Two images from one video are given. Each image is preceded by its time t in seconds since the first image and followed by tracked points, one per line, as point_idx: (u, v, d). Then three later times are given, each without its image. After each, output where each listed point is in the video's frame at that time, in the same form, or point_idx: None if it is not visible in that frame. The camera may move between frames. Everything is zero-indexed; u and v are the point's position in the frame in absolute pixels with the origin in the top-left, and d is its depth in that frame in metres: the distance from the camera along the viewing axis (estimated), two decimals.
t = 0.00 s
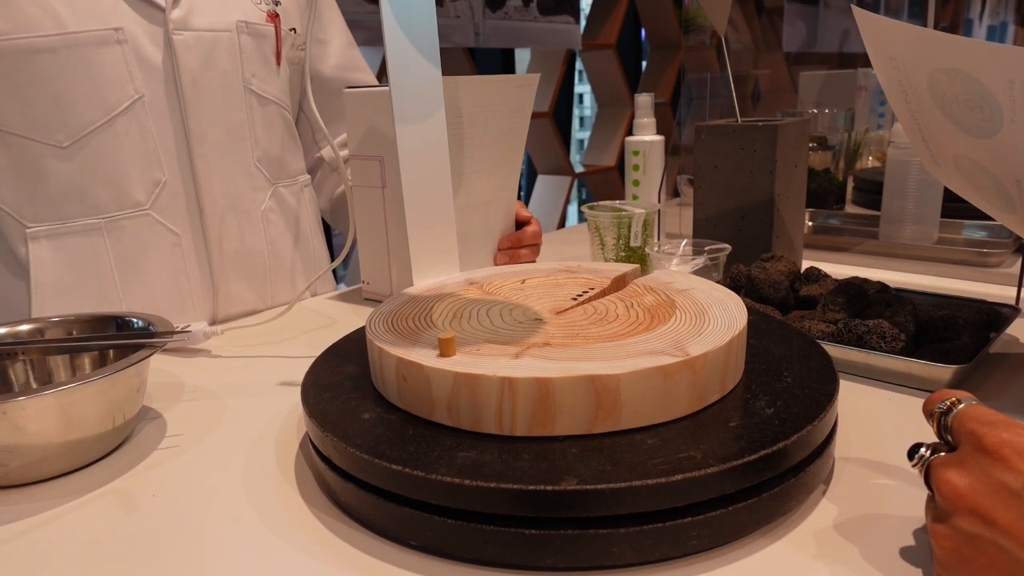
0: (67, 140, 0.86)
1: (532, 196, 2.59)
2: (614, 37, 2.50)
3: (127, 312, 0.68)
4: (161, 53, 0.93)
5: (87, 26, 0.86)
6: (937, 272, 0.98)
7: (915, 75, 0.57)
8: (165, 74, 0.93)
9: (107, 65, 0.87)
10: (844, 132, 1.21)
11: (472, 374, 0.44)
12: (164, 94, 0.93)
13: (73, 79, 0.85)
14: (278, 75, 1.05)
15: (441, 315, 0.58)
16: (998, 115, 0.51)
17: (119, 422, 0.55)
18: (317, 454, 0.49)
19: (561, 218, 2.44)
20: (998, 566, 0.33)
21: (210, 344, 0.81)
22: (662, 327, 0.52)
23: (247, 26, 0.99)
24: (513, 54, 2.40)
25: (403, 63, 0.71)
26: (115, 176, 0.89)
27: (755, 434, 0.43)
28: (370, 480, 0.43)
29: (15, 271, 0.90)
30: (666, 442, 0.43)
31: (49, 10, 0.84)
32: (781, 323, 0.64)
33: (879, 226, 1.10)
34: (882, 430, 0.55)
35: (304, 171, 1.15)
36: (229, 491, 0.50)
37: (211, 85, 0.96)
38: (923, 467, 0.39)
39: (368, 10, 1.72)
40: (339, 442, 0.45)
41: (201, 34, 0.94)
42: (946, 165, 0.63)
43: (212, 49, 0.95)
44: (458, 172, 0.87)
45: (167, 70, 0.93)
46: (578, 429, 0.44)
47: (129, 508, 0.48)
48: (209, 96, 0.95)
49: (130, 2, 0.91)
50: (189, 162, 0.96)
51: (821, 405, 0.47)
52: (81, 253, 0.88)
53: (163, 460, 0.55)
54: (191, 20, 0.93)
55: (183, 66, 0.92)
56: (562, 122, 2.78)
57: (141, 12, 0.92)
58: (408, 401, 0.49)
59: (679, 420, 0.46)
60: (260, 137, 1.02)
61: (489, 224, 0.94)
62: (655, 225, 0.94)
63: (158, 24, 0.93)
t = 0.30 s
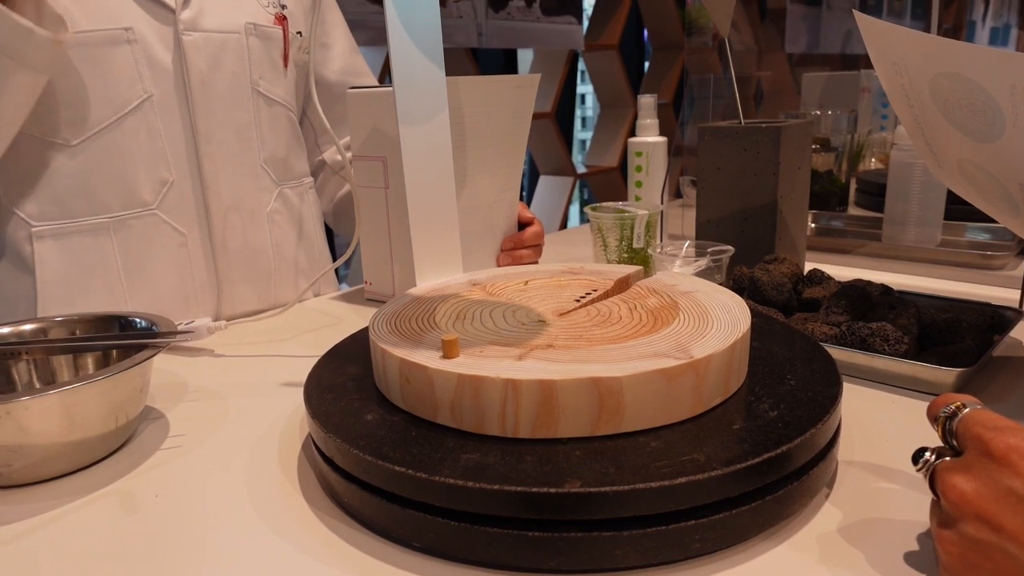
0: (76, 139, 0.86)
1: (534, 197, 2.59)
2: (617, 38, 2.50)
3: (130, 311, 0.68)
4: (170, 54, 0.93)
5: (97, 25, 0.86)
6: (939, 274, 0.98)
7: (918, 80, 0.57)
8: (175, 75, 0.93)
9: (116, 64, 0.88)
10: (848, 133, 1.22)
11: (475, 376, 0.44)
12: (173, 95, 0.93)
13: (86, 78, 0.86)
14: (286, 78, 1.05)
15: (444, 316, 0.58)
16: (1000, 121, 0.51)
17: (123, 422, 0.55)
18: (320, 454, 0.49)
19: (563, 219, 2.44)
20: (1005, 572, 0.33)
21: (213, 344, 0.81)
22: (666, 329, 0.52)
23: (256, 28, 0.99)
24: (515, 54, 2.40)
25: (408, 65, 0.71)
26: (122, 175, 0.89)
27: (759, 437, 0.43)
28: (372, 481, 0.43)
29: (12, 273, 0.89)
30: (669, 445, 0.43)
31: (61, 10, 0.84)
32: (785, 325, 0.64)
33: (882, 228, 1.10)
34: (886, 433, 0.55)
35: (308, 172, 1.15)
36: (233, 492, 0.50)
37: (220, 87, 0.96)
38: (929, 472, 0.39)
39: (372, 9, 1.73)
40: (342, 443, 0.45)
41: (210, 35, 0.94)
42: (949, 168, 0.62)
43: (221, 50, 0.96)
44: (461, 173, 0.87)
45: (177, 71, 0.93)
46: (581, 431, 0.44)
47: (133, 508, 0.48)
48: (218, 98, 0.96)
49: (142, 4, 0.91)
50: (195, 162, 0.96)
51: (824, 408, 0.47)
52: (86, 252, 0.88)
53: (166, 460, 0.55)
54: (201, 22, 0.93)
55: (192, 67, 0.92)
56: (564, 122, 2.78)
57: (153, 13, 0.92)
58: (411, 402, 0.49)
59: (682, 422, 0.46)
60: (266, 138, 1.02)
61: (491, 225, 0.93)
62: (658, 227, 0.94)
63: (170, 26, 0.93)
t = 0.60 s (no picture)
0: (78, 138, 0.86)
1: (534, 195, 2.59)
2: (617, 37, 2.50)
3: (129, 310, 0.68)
4: (171, 53, 0.93)
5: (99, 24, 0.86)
6: (940, 271, 0.98)
7: (918, 76, 0.57)
8: (176, 74, 0.93)
9: (118, 63, 0.88)
10: (848, 132, 1.20)
11: (475, 373, 0.44)
12: (174, 93, 0.93)
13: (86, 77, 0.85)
14: (286, 78, 1.05)
15: (444, 314, 0.58)
16: (1000, 118, 0.51)
17: (122, 420, 0.55)
18: (320, 452, 0.49)
19: (562, 218, 2.44)
20: (1005, 569, 0.33)
21: (214, 343, 0.81)
22: (666, 326, 0.52)
23: (256, 27, 0.99)
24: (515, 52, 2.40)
25: (408, 63, 0.71)
26: (123, 174, 0.89)
27: (760, 434, 0.43)
28: (372, 479, 0.43)
29: (14, 270, 0.89)
30: (670, 442, 0.43)
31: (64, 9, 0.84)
32: (785, 322, 0.64)
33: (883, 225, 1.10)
34: (887, 430, 0.55)
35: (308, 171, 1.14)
36: (233, 490, 0.50)
37: (221, 86, 0.96)
38: (930, 469, 0.39)
39: (372, 8, 1.73)
40: (342, 441, 0.45)
41: (210, 33, 0.94)
42: (950, 165, 0.62)
43: (221, 49, 0.95)
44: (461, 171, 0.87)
45: (178, 69, 0.93)
46: (581, 429, 0.44)
47: (134, 507, 0.48)
48: (218, 97, 0.95)
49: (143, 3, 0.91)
50: (196, 161, 0.96)
51: (825, 405, 0.47)
52: (87, 250, 0.88)
53: (167, 458, 0.55)
54: (201, 20, 0.93)
55: (192, 66, 0.92)
56: (564, 121, 2.78)
57: (153, 12, 0.92)
58: (411, 400, 0.49)
59: (683, 420, 0.46)
60: (266, 137, 1.02)
61: (491, 223, 0.93)
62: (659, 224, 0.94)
63: (169, 24, 0.93)
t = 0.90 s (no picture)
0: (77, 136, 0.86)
1: (534, 194, 2.59)
2: (616, 35, 2.49)
3: (128, 308, 0.68)
4: (169, 52, 0.93)
5: (97, 24, 0.86)
6: (940, 270, 0.98)
7: (920, 74, 0.57)
8: (174, 73, 0.93)
9: (118, 62, 0.88)
10: (848, 130, 1.21)
11: (474, 372, 0.44)
12: (172, 92, 0.93)
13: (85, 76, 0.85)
14: (285, 76, 1.05)
15: (444, 312, 0.58)
16: (1001, 115, 0.51)
17: (122, 418, 0.55)
18: (320, 451, 0.49)
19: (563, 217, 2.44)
20: (1006, 567, 0.33)
21: (213, 342, 0.81)
22: (666, 324, 0.52)
23: (255, 25, 0.99)
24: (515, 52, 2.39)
25: (407, 60, 0.71)
26: (122, 173, 0.89)
27: (760, 433, 0.43)
28: (372, 478, 0.43)
29: (14, 268, 0.89)
30: (670, 441, 0.43)
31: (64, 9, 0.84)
32: (785, 321, 0.64)
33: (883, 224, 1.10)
34: (886, 429, 0.55)
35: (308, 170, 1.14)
36: (232, 488, 0.50)
37: (219, 84, 0.96)
38: (930, 468, 0.39)
39: (372, 7, 1.73)
40: (342, 439, 0.45)
41: (208, 32, 0.94)
42: (951, 163, 0.62)
43: (219, 48, 0.95)
44: (461, 170, 0.86)
45: (176, 68, 0.93)
46: (582, 427, 0.44)
47: (133, 506, 0.48)
48: (216, 95, 0.95)
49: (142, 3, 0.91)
50: (195, 159, 0.96)
51: (825, 404, 0.47)
52: (87, 248, 0.88)
53: (167, 457, 0.55)
54: (200, 19, 0.93)
55: (191, 64, 0.92)
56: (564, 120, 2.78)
57: (151, 11, 0.92)
58: (411, 398, 0.49)
59: (682, 418, 0.46)
60: (265, 136, 1.02)
61: (491, 222, 0.93)
62: (659, 223, 0.94)
63: (167, 23, 0.93)
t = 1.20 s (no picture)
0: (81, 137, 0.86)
1: (535, 194, 2.59)
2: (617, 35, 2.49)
3: (129, 308, 0.68)
4: (173, 53, 0.93)
5: (101, 25, 0.86)
6: (941, 269, 0.98)
7: (916, 75, 0.57)
8: (177, 73, 0.93)
9: (122, 63, 0.88)
10: (849, 130, 1.23)
11: (474, 371, 0.44)
12: (176, 92, 0.93)
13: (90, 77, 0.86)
14: (289, 77, 1.05)
15: (444, 312, 0.58)
16: (999, 117, 0.51)
17: (122, 418, 0.55)
18: (320, 450, 0.49)
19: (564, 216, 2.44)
20: (1005, 565, 0.33)
21: (214, 341, 0.81)
22: (667, 324, 0.52)
23: (258, 25, 0.99)
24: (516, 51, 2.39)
25: (408, 59, 0.71)
26: (124, 174, 0.89)
27: (760, 432, 0.43)
28: (373, 477, 0.43)
29: (15, 269, 0.89)
30: (670, 440, 0.43)
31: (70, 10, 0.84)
32: (786, 320, 0.64)
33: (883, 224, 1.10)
34: (887, 428, 0.54)
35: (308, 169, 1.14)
36: (233, 488, 0.50)
37: (224, 85, 0.95)
38: (930, 465, 0.39)
39: (372, 6, 1.73)
40: (343, 438, 0.45)
41: (213, 32, 0.94)
42: (947, 164, 0.62)
43: (222, 48, 0.95)
44: (461, 169, 0.86)
45: (180, 69, 0.93)
46: (582, 427, 0.44)
47: (134, 506, 0.48)
48: (220, 96, 0.95)
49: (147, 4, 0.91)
50: (197, 160, 0.96)
51: (826, 403, 0.47)
52: (89, 250, 0.88)
53: (167, 456, 0.55)
54: (204, 19, 0.93)
55: (196, 65, 0.92)
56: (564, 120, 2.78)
57: (156, 12, 0.92)
58: (411, 397, 0.49)
59: (683, 418, 0.46)
60: (268, 136, 1.02)
61: (492, 221, 0.93)
62: (659, 223, 0.94)
63: (171, 24, 0.93)
